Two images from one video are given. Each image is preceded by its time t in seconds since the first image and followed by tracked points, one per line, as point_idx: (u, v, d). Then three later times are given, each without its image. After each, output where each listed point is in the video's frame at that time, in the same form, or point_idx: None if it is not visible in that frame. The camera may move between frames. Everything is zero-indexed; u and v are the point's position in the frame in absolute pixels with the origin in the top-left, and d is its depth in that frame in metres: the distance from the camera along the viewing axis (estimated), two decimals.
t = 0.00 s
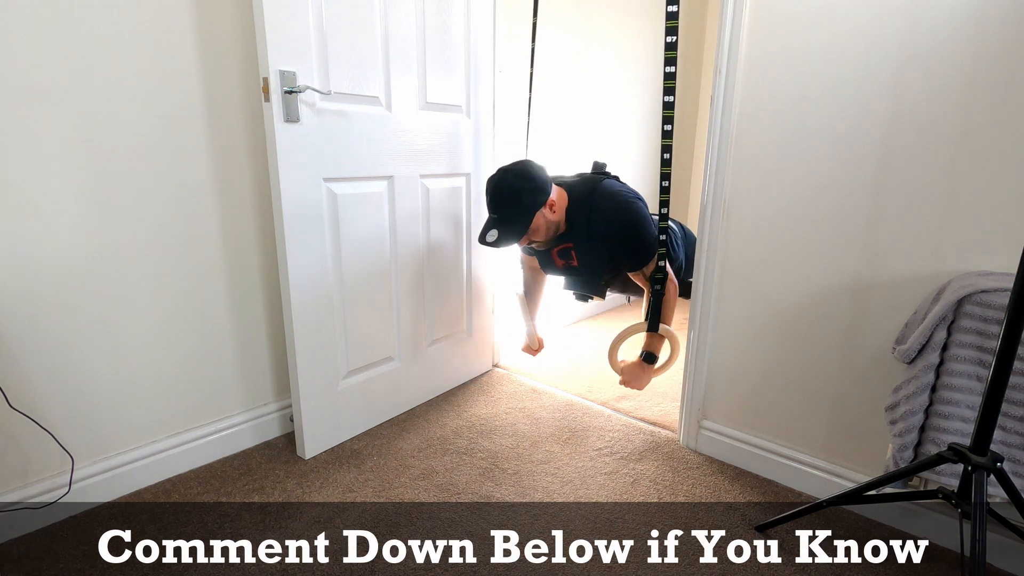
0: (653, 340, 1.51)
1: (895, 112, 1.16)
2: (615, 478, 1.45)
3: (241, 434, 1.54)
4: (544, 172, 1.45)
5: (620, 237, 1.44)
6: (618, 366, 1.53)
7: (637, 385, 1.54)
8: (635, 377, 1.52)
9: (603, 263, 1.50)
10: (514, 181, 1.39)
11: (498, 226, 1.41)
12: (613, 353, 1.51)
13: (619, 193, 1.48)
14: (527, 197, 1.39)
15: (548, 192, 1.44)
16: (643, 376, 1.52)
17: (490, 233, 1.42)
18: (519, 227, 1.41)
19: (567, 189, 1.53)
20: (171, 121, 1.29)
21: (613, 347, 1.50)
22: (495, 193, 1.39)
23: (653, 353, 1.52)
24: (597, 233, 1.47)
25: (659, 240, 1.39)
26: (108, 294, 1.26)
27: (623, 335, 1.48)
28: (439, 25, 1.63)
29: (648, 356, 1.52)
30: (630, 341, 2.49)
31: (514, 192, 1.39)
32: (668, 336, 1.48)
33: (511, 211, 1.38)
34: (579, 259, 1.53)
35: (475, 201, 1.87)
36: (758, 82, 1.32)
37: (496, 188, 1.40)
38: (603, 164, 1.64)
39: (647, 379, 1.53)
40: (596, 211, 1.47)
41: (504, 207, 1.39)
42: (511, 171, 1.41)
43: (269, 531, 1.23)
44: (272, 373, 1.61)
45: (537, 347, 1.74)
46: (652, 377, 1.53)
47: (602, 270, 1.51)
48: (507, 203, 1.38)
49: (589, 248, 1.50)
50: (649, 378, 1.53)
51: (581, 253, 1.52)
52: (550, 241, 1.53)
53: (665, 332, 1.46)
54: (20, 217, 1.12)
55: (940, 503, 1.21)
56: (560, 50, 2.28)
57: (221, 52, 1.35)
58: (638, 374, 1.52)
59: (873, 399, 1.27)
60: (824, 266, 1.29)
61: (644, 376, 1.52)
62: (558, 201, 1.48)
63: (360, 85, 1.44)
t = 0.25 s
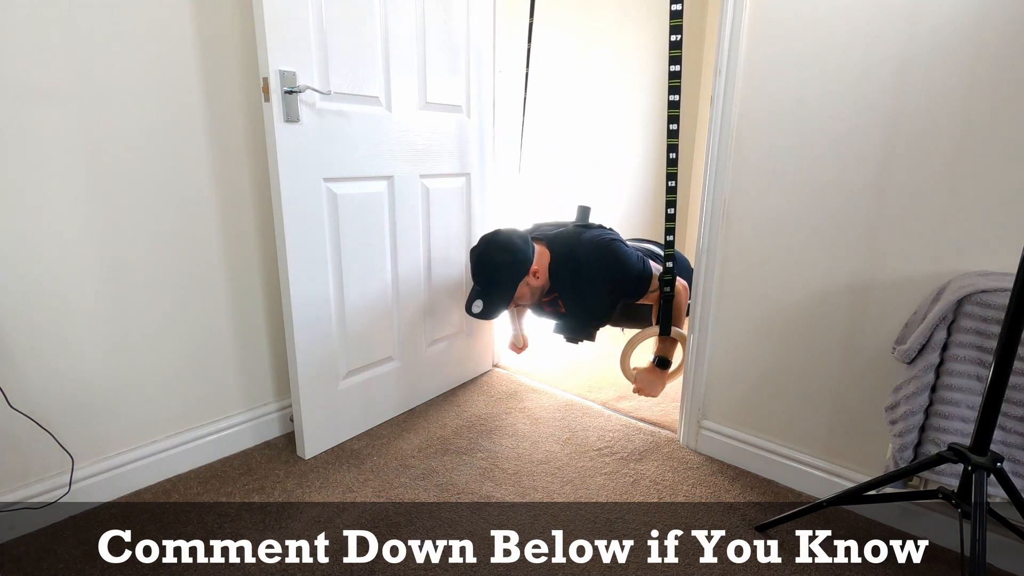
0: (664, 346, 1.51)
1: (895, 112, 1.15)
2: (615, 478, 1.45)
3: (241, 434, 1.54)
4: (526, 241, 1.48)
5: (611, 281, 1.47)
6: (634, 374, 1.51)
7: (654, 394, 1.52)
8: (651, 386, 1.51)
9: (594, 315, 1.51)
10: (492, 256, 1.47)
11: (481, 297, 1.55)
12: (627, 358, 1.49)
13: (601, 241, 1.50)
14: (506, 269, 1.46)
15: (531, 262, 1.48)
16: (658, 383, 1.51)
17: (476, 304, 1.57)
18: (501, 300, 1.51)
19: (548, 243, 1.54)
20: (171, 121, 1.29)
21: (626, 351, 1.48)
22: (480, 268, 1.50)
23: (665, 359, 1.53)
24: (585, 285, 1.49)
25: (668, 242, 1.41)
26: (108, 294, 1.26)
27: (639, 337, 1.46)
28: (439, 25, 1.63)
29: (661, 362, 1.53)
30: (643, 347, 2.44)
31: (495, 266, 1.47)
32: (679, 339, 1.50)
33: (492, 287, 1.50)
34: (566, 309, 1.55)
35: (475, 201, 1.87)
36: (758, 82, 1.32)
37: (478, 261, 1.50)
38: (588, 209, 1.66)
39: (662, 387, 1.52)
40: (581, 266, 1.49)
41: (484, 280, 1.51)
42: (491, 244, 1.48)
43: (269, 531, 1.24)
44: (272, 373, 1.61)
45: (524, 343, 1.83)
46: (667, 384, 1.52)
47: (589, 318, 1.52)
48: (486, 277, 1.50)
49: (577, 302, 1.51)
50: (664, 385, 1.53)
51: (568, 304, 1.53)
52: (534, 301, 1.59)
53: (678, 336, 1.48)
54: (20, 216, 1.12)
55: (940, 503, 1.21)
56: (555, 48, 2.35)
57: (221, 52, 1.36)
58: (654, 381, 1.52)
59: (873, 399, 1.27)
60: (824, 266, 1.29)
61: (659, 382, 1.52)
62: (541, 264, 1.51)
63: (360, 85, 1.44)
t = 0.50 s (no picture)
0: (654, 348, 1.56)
1: (895, 112, 1.16)
2: (615, 478, 1.45)
3: (241, 434, 1.54)
4: (506, 316, 1.55)
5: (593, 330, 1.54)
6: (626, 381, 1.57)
7: (650, 395, 1.59)
8: (646, 390, 1.58)
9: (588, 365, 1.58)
10: (475, 332, 1.55)
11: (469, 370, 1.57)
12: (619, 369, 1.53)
13: (578, 296, 1.56)
14: (490, 342, 1.53)
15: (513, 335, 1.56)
16: (653, 384, 1.59)
17: (462, 377, 1.59)
18: (490, 369, 1.56)
19: (530, 310, 1.61)
20: (171, 121, 1.29)
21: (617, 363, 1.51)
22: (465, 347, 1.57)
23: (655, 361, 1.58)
24: (574, 347, 1.55)
25: (657, 243, 1.42)
26: (108, 294, 1.26)
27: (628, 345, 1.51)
28: (439, 25, 1.63)
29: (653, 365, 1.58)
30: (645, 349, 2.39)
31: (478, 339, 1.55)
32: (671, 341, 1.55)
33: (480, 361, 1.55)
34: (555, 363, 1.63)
35: (475, 202, 1.87)
36: (758, 82, 1.32)
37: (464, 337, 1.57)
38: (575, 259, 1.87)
39: (657, 386, 1.59)
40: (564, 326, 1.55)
41: (470, 353, 1.56)
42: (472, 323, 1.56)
43: (269, 531, 1.24)
44: (272, 373, 1.61)
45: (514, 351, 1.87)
46: (662, 383, 1.59)
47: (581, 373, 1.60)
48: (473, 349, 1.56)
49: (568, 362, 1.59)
50: (659, 386, 1.60)
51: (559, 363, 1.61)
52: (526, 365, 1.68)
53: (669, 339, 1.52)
54: (20, 216, 1.12)
55: (940, 503, 1.21)
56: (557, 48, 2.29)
57: (221, 52, 1.36)
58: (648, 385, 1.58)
59: (873, 399, 1.27)
60: (824, 267, 1.29)
61: (654, 384, 1.59)
62: (524, 334, 1.58)
63: (360, 85, 1.44)
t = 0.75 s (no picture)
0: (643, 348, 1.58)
1: (895, 111, 1.16)
2: (615, 478, 1.45)
3: (241, 434, 1.54)
4: (501, 346, 1.47)
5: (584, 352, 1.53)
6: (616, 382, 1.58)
7: (640, 396, 1.60)
8: (635, 391, 1.59)
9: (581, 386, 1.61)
10: (469, 363, 1.45)
11: (465, 402, 1.48)
12: (609, 370, 1.55)
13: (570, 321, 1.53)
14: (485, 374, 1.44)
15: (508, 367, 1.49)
16: (642, 384, 1.59)
17: (461, 410, 1.49)
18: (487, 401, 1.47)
19: (524, 335, 1.57)
20: (171, 121, 1.29)
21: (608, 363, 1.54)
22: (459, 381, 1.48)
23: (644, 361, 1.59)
24: (568, 372, 1.56)
25: (646, 243, 1.41)
26: (109, 293, 1.26)
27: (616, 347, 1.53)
28: (439, 25, 1.63)
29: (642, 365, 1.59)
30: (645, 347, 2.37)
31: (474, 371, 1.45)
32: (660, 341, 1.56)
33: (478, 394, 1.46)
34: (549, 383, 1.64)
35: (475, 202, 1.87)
36: (758, 82, 1.32)
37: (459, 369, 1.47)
38: (569, 276, 1.69)
39: (646, 386, 1.60)
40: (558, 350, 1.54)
41: (466, 384, 1.47)
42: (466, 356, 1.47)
43: (269, 531, 1.23)
44: (272, 373, 1.61)
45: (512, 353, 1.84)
46: (651, 383, 1.60)
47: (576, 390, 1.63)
48: (469, 382, 1.46)
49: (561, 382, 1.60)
50: (649, 386, 1.61)
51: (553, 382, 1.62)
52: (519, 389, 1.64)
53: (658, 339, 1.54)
54: (20, 216, 1.12)
55: (940, 503, 1.21)
56: (557, 47, 2.28)
57: (221, 52, 1.35)
58: (638, 386, 1.59)
59: (873, 399, 1.27)
60: (824, 267, 1.29)
61: (644, 384, 1.60)
62: (518, 361, 1.54)
63: (360, 85, 1.44)
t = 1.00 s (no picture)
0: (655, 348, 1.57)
1: (895, 111, 1.16)
2: (615, 478, 1.45)
3: (241, 434, 1.54)
4: (505, 306, 1.53)
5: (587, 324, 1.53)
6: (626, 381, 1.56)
7: (650, 396, 1.58)
8: (646, 390, 1.56)
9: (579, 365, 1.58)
10: (472, 323, 1.53)
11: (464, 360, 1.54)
12: (621, 371, 1.52)
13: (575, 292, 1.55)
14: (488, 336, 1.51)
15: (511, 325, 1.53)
16: (653, 383, 1.57)
17: (457, 367, 1.56)
18: (484, 361, 1.53)
19: (526, 303, 1.60)
20: (171, 121, 1.29)
21: (620, 363, 1.52)
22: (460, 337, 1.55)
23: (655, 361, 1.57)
24: (567, 345, 1.54)
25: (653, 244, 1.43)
26: (109, 293, 1.26)
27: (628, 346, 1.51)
28: (439, 25, 1.63)
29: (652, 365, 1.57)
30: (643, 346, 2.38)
31: (476, 332, 1.52)
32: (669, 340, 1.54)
33: (476, 354, 1.52)
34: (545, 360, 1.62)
35: (475, 202, 1.88)
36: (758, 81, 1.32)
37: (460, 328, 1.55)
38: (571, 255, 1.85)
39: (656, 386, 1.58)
40: (559, 317, 1.54)
41: (467, 343, 1.54)
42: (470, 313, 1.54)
43: (270, 531, 1.24)
44: (272, 373, 1.61)
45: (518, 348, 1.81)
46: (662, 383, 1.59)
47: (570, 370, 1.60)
48: (472, 342, 1.53)
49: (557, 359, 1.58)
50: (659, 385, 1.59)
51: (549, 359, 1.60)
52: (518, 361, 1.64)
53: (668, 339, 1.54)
54: (20, 216, 1.12)
55: (940, 503, 1.21)
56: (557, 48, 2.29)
57: (221, 52, 1.36)
58: (649, 385, 1.57)
59: (873, 399, 1.27)
60: (824, 267, 1.29)
61: (654, 383, 1.58)
62: (520, 325, 1.56)
63: (359, 85, 1.44)
